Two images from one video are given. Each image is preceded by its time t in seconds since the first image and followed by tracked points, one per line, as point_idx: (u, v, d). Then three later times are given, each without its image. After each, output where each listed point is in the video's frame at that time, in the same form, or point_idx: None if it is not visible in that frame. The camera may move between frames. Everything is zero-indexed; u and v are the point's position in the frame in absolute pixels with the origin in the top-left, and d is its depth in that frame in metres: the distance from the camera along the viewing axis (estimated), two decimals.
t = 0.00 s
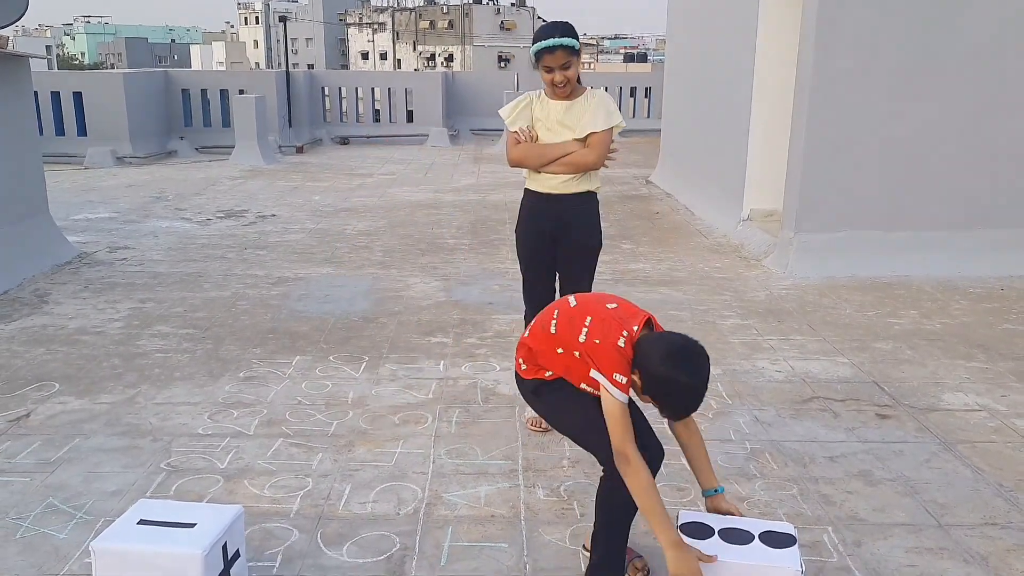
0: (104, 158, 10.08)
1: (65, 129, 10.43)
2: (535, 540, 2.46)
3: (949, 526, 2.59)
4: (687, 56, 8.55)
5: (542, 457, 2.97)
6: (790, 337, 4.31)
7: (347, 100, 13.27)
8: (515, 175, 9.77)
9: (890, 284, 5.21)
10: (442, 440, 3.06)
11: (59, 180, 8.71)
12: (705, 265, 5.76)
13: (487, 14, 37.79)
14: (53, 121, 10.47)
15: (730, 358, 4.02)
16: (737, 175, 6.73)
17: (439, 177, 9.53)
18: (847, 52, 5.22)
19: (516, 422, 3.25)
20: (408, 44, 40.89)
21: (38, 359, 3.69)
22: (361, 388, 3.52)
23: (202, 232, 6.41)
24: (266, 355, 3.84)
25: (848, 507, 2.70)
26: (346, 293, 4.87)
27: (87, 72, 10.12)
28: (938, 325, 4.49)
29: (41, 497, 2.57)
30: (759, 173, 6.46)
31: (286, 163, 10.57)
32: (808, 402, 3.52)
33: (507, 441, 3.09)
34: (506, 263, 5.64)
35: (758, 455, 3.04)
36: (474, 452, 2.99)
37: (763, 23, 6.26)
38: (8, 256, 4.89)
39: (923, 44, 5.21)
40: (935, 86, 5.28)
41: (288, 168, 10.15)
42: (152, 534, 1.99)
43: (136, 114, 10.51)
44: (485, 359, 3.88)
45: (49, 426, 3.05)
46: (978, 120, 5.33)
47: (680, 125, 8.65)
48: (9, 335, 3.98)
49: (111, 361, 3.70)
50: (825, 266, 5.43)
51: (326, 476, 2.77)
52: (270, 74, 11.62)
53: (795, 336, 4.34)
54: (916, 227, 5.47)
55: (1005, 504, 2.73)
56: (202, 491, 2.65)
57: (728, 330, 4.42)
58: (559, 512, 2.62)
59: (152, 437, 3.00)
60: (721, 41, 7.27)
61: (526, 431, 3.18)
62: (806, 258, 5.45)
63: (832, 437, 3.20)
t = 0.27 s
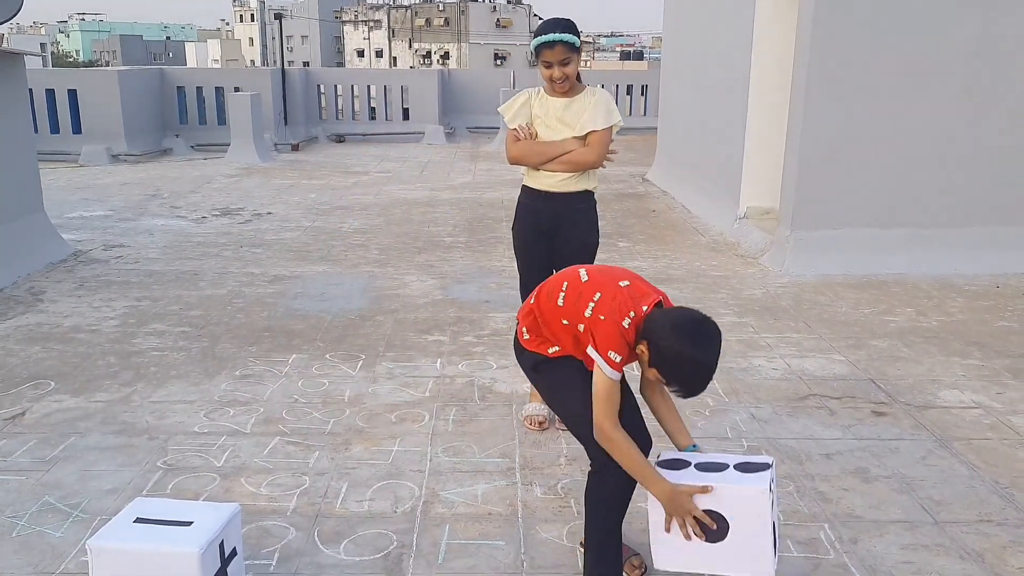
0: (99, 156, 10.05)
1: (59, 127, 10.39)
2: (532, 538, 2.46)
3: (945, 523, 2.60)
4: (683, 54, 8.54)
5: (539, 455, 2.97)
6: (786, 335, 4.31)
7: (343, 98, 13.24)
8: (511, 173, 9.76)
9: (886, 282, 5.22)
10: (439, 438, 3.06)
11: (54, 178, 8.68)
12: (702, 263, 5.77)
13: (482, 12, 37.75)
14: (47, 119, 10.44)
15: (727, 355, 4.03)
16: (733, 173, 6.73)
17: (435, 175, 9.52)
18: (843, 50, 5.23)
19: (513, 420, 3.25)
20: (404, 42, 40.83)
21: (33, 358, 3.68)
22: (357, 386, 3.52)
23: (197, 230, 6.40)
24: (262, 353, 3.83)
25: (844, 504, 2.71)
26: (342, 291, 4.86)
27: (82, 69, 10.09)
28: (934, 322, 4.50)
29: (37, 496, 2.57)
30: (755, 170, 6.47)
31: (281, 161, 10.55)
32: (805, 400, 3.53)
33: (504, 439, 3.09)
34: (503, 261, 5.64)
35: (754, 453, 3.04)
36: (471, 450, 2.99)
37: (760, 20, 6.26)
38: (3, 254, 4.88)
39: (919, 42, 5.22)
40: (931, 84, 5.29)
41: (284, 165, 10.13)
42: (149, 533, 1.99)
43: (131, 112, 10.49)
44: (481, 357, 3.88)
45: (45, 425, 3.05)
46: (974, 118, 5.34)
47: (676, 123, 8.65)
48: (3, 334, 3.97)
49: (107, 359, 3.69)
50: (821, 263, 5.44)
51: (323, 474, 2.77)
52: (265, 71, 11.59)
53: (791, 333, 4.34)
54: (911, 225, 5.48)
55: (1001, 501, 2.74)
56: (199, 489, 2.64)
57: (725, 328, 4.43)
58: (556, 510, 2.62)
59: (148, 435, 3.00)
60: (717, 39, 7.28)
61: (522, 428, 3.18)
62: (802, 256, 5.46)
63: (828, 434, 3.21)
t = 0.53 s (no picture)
0: (96, 154, 10.04)
1: (56, 126, 10.37)
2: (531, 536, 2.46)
3: (943, 520, 2.61)
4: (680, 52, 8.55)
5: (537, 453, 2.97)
6: (784, 333, 4.32)
7: (340, 96, 13.23)
8: (509, 171, 9.76)
9: (884, 280, 5.22)
10: (438, 436, 3.06)
11: (51, 177, 8.66)
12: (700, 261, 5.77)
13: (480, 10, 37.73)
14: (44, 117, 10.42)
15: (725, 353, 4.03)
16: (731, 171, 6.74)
17: (433, 173, 9.51)
18: (841, 49, 5.23)
19: (512, 418, 3.25)
20: (401, 40, 40.79)
21: (31, 356, 3.68)
22: (356, 384, 3.52)
23: (195, 228, 6.39)
24: (261, 352, 3.83)
25: (842, 501, 2.71)
26: (340, 289, 4.86)
27: (79, 68, 10.07)
28: (931, 320, 4.51)
29: (36, 494, 2.57)
30: (753, 169, 6.47)
31: (279, 159, 10.54)
32: (803, 398, 3.54)
33: (503, 437, 3.09)
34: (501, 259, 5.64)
35: (753, 450, 3.05)
36: (470, 448, 2.99)
37: (759, 19, 6.26)
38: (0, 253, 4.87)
39: (917, 41, 5.23)
40: (929, 83, 5.30)
41: (282, 164, 10.13)
42: (150, 531, 1.99)
43: (129, 110, 10.47)
44: (480, 355, 3.88)
45: (44, 423, 3.04)
46: (972, 117, 5.35)
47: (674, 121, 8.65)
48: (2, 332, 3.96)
49: (106, 358, 3.69)
50: (819, 261, 5.45)
51: (322, 472, 2.77)
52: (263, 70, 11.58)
53: (789, 331, 4.35)
54: (909, 223, 5.49)
55: (998, 498, 2.75)
56: (198, 487, 2.64)
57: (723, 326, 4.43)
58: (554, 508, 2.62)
59: (147, 433, 2.99)
60: (715, 37, 7.28)
61: (521, 426, 3.18)
62: (800, 254, 5.47)
63: (826, 432, 3.22)
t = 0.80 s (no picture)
0: (94, 154, 10.02)
1: (54, 125, 10.36)
2: (531, 534, 2.46)
3: (943, 518, 2.61)
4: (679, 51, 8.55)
5: (537, 452, 2.98)
6: (783, 331, 4.32)
7: (338, 95, 13.22)
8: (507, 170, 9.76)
9: (883, 278, 5.23)
10: (438, 435, 3.06)
11: (49, 176, 8.65)
12: (699, 259, 5.78)
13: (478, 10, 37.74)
14: (42, 116, 10.40)
15: (724, 352, 4.03)
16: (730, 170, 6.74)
17: (431, 172, 9.51)
18: (841, 48, 5.23)
19: (511, 417, 3.25)
20: (399, 39, 40.78)
21: (30, 355, 3.68)
22: (355, 383, 3.51)
23: (194, 228, 6.38)
24: (260, 351, 3.83)
25: (843, 499, 2.72)
26: (339, 288, 4.86)
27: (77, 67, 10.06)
28: (931, 319, 4.51)
29: (36, 493, 2.56)
30: (752, 168, 6.47)
31: (278, 159, 10.53)
32: (803, 396, 3.54)
33: (503, 435, 3.10)
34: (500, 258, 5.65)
35: (753, 449, 3.05)
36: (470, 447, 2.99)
37: (758, 18, 6.27)
38: None
39: (916, 40, 5.23)
40: (929, 82, 5.30)
41: (281, 163, 10.12)
42: (151, 530, 1.99)
43: (127, 109, 10.46)
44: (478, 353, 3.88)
45: (43, 422, 3.04)
46: (972, 116, 5.35)
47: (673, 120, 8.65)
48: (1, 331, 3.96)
49: (105, 357, 3.68)
50: (818, 259, 5.45)
51: (322, 471, 2.77)
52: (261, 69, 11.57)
53: (788, 330, 4.35)
54: (908, 222, 5.50)
55: (998, 496, 2.75)
56: (198, 486, 2.64)
57: (722, 324, 4.43)
58: (554, 506, 2.62)
59: (146, 432, 2.99)
60: (714, 36, 7.28)
61: (520, 425, 3.18)
62: (800, 252, 5.47)
63: (826, 431, 3.22)
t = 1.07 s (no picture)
0: (94, 153, 10.01)
1: (54, 124, 10.35)
2: (532, 533, 2.46)
3: (944, 517, 2.61)
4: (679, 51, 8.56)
5: (538, 451, 2.97)
6: (784, 330, 4.32)
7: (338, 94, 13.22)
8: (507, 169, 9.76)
9: (883, 277, 5.23)
10: (438, 434, 3.06)
11: (49, 176, 8.65)
12: (699, 258, 5.78)
13: (477, 9, 37.73)
14: (42, 116, 10.39)
15: (725, 351, 4.03)
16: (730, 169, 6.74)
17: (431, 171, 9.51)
18: (841, 47, 5.23)
19: (512, 416, 3.25)
20: (398, 38, 40.75)
21: (30, 355, 3.67)
22: (356, 382, 3.51)
23: (194, 227, 6.38)
24: (261, 350, 3.83)
25: (843, 498, 2.72)
26: (339, 287, 4.86)
27: (77, 66, 10.05)
28: (931, 317, 4.51)
29: (36, 493, 2.56)
30: (752, 167, 6.47)
31: (277, 158, 10.53)
32: (803, 395, 3.54)
33: (503, 435, 3.10)
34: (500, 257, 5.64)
35: (753, 448, 3.05)
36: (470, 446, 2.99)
37: (758, 16, 6.27)
38: None
39: (916, 38, 5.23)
40: (929, 81, 5.30)
41: (281, 162, 10.12)
42: (153, 529, 1.98)
43: (126, 109, 10.45)
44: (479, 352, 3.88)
45: (43, 421, 3.04)
46: (972, 115, 5.35)
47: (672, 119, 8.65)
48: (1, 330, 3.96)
49: (105, 356, 3.68)
50: (819, 258, 5.45)
51: (322, 470, 2.77)
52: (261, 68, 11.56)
53: (789, 329, 4.35)
54: (909, 221, 5.49)
55: (999, 495, 2.75)
56: (199, 486, 2.64)
57: (723, 323, 4.43)
58: (555, 505, 2.62)
59: (147, 431, 2.99)
60: (714, 35, 7.28)
61: (520, 424, 3.18)
62: (800, 251, 5.47)
63: (827, 430, 3.22)
